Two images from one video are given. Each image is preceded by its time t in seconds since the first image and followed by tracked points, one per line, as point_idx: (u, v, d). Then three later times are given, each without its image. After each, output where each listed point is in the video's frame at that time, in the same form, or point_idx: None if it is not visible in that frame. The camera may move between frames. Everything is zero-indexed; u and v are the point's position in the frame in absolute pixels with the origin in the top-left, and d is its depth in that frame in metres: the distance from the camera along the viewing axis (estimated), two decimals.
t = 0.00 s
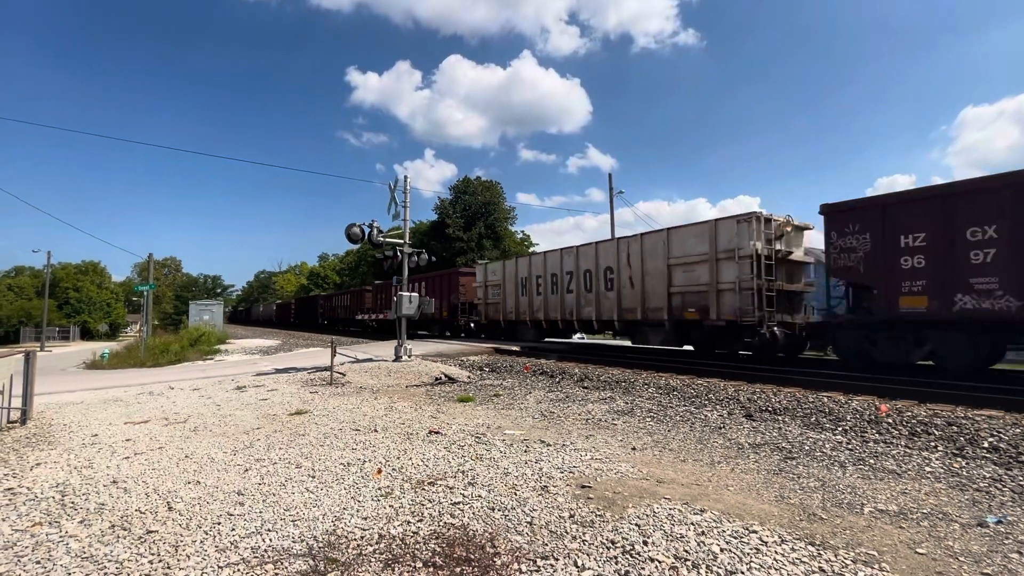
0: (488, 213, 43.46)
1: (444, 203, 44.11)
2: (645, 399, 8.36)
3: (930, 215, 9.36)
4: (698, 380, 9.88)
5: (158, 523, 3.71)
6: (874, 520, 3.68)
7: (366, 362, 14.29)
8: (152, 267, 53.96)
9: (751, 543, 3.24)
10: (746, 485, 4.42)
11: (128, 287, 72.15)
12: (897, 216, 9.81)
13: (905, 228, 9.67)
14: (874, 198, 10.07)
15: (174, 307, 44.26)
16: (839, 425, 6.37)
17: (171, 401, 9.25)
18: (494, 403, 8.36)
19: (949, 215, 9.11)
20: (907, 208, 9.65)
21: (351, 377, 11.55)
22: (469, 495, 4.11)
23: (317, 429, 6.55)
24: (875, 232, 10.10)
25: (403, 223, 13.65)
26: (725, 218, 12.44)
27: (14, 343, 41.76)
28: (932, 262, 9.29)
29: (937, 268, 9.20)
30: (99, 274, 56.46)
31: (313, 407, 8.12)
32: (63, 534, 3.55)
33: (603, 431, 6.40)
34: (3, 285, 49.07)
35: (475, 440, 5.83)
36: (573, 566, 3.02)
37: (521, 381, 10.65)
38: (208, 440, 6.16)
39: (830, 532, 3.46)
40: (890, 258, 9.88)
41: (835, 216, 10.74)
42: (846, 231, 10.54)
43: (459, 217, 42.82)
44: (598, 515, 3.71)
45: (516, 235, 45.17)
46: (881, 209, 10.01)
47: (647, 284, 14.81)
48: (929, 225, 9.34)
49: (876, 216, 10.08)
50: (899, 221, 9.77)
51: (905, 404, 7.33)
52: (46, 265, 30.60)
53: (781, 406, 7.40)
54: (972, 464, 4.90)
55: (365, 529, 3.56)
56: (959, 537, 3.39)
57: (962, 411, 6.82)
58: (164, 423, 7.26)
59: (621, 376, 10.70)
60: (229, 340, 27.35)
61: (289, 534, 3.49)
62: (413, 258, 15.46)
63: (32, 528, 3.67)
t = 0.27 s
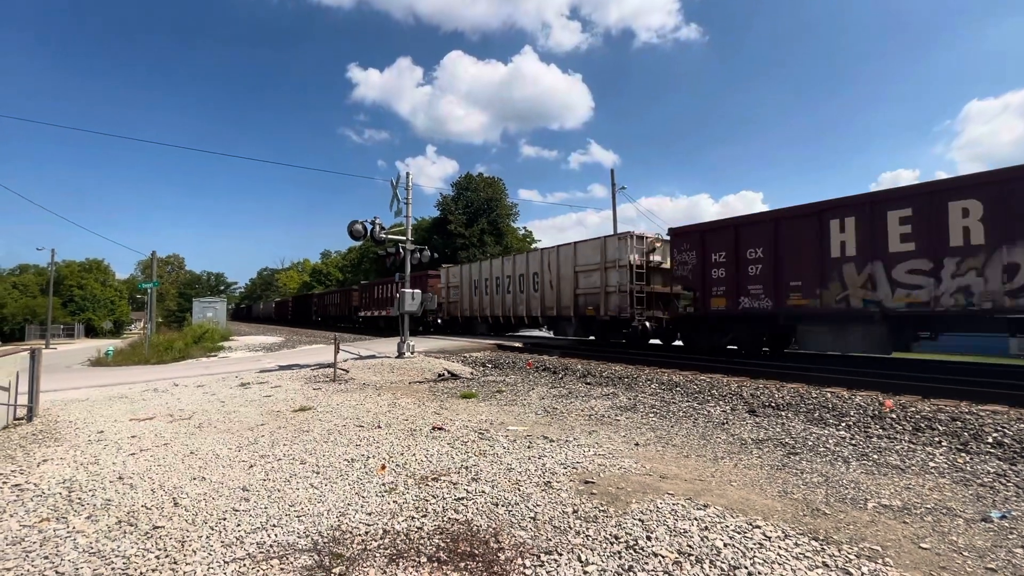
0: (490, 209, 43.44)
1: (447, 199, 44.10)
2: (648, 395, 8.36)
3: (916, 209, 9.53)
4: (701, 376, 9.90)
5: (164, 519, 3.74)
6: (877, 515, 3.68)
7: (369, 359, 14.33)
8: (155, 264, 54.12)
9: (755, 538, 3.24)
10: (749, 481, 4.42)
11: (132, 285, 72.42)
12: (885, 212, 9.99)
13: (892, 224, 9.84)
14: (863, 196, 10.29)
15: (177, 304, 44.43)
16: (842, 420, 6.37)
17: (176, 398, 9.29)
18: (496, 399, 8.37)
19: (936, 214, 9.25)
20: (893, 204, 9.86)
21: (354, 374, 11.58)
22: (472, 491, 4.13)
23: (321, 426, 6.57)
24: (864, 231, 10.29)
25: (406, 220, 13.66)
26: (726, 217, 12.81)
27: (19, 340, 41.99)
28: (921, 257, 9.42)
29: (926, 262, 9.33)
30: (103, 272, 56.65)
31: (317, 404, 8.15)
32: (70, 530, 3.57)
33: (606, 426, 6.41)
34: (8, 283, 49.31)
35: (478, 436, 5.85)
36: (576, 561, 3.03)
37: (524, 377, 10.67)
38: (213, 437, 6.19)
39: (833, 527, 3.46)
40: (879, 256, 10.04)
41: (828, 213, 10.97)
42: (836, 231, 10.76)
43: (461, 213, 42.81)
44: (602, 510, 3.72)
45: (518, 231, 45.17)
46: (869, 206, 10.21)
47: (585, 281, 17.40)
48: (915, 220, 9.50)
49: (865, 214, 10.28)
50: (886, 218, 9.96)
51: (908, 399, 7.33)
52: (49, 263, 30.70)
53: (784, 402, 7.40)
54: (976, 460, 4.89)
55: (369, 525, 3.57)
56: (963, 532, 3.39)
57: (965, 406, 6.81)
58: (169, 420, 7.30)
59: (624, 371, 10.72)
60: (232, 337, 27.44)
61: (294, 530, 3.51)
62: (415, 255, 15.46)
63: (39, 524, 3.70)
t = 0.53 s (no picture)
0: (492, 206, 43.41)
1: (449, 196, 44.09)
2: (650, 391, 8.36)
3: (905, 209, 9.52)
4: (704, 372, 9.90)
5: (170, 515, 3.76)
6: (881, 511, 3.67)
7: (372, 356, 14.35)
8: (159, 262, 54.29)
9: (758, 534, 3.24)
10: (752, 477, 4.42)
11: (135, 283, 72.68)
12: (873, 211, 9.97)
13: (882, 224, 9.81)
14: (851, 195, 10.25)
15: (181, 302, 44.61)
16: (845, 417, 6.36)
17: (180, 395, 9.33)
18: (499, 396, 8.39)
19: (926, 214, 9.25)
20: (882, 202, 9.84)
21: (357, 371, 11.61)
22: (475, 488, 4.14)
23: (325, 423, 6.60)
24: (853, 230, 10.27)
25: (408, 217, 13.66)
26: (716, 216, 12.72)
27: (24, 339, 42.21)
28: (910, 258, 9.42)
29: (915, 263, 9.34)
30: (106, 270, 56.83)
31: (320, 401, 8.18)
32: (77, 526, 3.60)
33: (609, 423, 6.42)
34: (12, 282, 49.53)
35: (481, 432, 5.86)
36: (580, 557, 3.04)
37: (527, 374, 10.68)
38: (217, 434, 6.22)
39: (837, 523, 3.46)
40: (867, 255, 10.08)
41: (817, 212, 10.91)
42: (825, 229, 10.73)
43: (463, 210, 42.80)
44: (605, 507, 3.72)
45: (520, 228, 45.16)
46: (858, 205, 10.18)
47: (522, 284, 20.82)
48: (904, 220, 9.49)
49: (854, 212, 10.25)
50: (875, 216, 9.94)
51: (912, 395, 7.30)
52: (53, 262, 30.84)
53: (787, 398, 7.39)
54: (980, 455, 4.88)
55: (373, 521, 3.59)
56: (966, 528, 3.38)
57: (969, 402, 6.79)
58: (173, 418, 7.33)
59: (627, 368, 10.71)
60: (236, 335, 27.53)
61: (299, 526, 3.52)
62: (417, 253, 15.48)
63: (46, 521, 3.73)
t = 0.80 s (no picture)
0: (494, 204, 43.37)
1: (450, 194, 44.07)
2: (652, 389, 8.36)
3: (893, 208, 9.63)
4: (705, 369, 9.90)
5: (174, 513, 3.78)
6: (883, 507, 3.67)
7: (375, 354, 14.38)
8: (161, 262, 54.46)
9: (760, 531, 3.25)
10: (754, 474, 4.42)
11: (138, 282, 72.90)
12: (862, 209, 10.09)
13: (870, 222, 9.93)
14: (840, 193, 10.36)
15: (184, 300, 44.75)
16: (848, 413, 6.35)
17: (183, 393, 9.37)
18: (501, 393, 8.39)
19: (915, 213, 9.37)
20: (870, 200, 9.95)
21: (359, 369, 11.63)
22: (478, 485, 4.15)
23: (327, 420, 6.62)
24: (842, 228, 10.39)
25: (409, 215, 13.65)
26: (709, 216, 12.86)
27: (28, 338, 42.38)
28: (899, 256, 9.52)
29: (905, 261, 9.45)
30: (109, 270, 56.99)
31: (323, 399, 8.20)
32: (82, 524, 3.62)
33: (611, 420, 6.42)
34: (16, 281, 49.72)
35: (484, 430, 5.87)
36: (582, 553, 3.05)
37: (529, 372, 10.69)
38: (220, 432, 6.24)
39: (839, 519, 3.46)
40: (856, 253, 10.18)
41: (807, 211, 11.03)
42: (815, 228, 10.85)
43: (465, 208, 42.79)
44: (607, 503, 3.73)
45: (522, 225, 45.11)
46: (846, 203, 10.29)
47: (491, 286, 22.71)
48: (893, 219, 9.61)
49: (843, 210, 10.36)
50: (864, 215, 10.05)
51: (914, 392, 7.29)
52: (57, 262, 30.95)
53: (790, 395, 7.38)
54: (983, 451, 4.87)
55: (376, 518, 3.60)
56: (969, 524, 3.38)
57: (971, 398, 6.79)
58: (176, 416, 7.36)
59: (628, 365, 10.72)
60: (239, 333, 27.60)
61: (302, 524, 3.54)
62: (419, 251, 15.50)
63: (51, 518, 3.75)
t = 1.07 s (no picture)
0: (495, 203, 43.34)
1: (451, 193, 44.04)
2: (654, 386, 8.37)
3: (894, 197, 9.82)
4: (707, 367, 9.90)
5: (176, 512, 3.79)
6: (886, 505, 3.67)
7: (376, 352, 14.39)
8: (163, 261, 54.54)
9: (762, 529, 3.25)
10: (756, 471, 4.42)
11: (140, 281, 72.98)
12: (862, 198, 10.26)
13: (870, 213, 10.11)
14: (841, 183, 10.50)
15: (185, 300, 44.83)
16: (850, 410, 6.35)
17: (185, 393, 9.38)
18: (503, 392, 8.40)
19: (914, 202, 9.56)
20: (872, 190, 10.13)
21: (361, 367, 11.64)
22: (479, 483, 4.15)
23: (329, 419, 6.63)
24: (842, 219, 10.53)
25: (410, 214, 13.64)
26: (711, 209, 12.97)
27: (31, 338, 42.46)
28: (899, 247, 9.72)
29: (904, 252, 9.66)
30: (111, 269, 57.06)
31: (324, 398, 8.21)
32: (85, 523, 3.63)
33: (613, 418, 6.42)
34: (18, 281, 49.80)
35: (485, 428, 5.88)
36: (584, 552, 3.05)
37: (530, 370, 10.70)
38: (222, 431, 6.25)
39: (841, 517, 3.46)
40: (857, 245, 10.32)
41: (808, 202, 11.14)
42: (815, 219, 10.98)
43: (466, 207, 42.77)
44: (609, 501, 3.73)
45: (523, 224, 45.08)
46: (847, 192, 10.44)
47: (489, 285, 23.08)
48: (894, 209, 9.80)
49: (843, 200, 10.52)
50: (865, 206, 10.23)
51: (917, 389, 7.29)
52: (58, 262, 30.97)
53: (792, 392, 7.37)
54: (985, 449, 4.87)
55: (378, 517, 3.60)
56: (971, 522, 3.38)
57: (974, 395, 6.78)
58: (179, 415, 7.37)
59: (630, 363, 10.72)
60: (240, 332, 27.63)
61: (304, 522, 3.54)
62: (420, 250, 15.51)
63: (55, 518, 3.76)
